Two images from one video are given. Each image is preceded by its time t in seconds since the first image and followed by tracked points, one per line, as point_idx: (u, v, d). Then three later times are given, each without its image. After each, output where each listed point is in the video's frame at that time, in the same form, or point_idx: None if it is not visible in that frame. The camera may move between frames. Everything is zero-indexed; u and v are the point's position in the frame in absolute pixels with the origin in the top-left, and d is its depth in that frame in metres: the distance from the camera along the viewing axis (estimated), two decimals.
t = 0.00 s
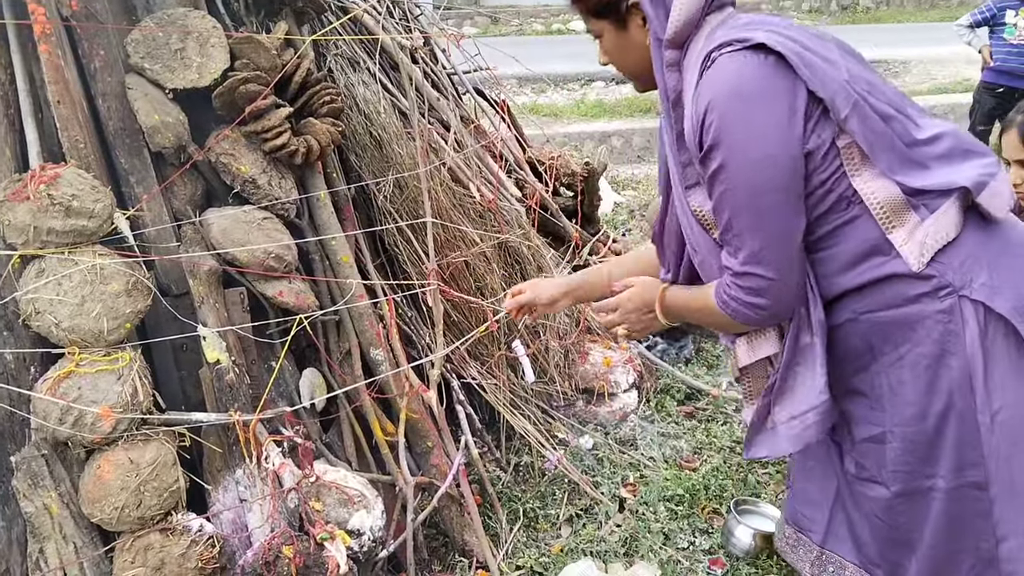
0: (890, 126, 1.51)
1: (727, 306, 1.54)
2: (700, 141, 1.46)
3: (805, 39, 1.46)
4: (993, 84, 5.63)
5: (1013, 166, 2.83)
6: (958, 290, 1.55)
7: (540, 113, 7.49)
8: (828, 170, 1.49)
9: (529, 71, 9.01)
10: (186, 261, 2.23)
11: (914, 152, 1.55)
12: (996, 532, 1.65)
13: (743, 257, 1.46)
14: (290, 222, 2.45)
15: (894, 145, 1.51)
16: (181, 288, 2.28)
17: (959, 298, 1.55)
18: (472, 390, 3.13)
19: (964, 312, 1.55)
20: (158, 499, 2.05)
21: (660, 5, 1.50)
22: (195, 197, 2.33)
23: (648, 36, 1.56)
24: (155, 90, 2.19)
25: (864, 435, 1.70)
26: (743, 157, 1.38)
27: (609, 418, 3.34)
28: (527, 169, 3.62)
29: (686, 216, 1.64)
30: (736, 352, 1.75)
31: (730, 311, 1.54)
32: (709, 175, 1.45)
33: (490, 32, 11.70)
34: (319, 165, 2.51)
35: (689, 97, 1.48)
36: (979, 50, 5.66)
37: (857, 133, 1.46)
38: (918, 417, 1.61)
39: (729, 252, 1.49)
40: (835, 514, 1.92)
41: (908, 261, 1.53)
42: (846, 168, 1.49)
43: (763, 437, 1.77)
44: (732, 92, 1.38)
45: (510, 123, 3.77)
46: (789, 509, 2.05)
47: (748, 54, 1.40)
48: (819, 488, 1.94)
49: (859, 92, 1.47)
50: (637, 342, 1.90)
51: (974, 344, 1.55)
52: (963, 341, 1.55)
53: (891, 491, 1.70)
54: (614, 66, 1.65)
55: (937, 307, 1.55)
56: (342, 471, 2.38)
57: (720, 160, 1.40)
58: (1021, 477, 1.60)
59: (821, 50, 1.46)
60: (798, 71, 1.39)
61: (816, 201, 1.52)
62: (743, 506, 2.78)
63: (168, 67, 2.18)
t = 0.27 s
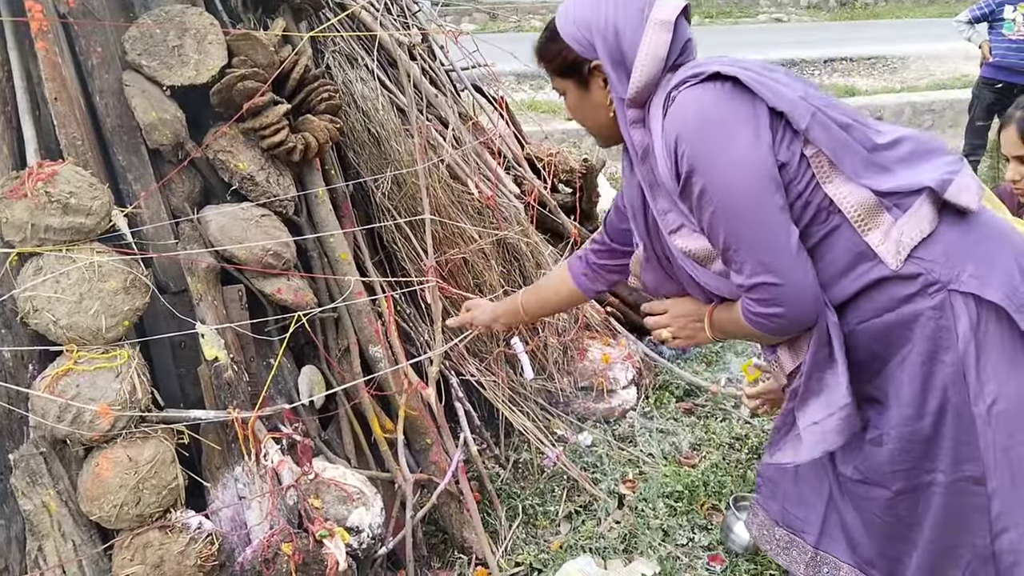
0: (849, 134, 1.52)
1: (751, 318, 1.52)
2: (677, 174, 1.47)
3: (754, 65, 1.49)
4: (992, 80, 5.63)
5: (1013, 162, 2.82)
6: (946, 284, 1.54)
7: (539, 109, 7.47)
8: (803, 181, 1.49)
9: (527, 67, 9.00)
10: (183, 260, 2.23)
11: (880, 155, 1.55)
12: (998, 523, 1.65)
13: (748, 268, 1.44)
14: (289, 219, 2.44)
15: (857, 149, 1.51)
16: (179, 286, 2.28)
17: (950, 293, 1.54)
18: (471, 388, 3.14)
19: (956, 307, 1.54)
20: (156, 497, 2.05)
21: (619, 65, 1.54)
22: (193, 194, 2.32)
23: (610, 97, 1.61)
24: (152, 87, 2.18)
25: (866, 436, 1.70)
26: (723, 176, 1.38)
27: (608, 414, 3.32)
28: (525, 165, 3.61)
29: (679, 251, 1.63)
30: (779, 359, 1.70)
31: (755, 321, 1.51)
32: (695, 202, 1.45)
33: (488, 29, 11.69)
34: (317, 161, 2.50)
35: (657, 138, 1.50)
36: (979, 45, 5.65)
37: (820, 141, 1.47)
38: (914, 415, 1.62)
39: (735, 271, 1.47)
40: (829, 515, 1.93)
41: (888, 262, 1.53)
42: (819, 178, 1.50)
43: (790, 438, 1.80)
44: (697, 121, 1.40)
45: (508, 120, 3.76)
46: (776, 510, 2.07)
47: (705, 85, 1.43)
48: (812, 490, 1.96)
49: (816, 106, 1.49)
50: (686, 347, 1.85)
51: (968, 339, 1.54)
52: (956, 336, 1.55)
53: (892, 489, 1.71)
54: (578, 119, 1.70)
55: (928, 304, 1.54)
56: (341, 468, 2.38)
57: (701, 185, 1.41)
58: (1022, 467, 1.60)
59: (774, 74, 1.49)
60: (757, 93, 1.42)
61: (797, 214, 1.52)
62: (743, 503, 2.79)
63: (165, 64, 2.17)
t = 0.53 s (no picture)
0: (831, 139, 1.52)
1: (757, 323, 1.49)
2: (668, 188, 1.46)
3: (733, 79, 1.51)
4: (990, 76, 5.63)
5: (1013, 159, 2.82)
6: (940, 278, 1.53)
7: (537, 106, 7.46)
8: (791, 186, 1.49)
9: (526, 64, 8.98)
10: (181, 257, 2.23)
11: (864, 158, 1.55)
12: (997, 516, 1.62)
13: (748, 272, 1.42)
14: (287, 216, 2.44)
15: (841, 151, 1.51)
16: (177, 283, 2.28)
17: (944, 286, 1.53)
18: (470, 386, 3.14)
19: (951, 301, 1.54)
20: (155, 495, 2.04)
21: (605, 90, 1.54)
22: (191, 192, 2.32)
23: (597, 122, 1.61)
24: (150, 84, 2.18)
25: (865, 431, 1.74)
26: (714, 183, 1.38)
27: (608, 411, 3.32)
28: (524, 162, 3.60)
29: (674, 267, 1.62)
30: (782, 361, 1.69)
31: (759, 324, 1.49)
32: (689, 213, 1.44)
33: (486, 26, 11.67)
34: (315, 158, 2.49)
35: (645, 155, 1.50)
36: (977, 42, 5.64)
37: (805, 146, 1.47)
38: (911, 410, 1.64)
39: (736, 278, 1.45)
40: (827, 507, 2.03)
41: (880, 260, 1.53)
42: (806, 182, 1.50)
43: (812, 446, 1.75)
44: (684, 134, 1.40)
45: (506, 117, 3.76)
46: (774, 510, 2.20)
47: (688, 100, 1.43)
48: (810, 487, 2.07)
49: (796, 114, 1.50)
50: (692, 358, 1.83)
51: (962, 332, 1.54)
52: (951, 329, 1.55)
53: (893, 485, 1.75)
54: (565, 145, 1.71)
55: (923, 299, 1.54)
56: (340, 466, 2.38)
57: (693, 194, 1.40)
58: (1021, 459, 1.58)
59: (754, 86, 1.50)
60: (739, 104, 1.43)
61: (788, 219, 1.53)
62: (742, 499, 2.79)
63: (163, 61, 2.17)
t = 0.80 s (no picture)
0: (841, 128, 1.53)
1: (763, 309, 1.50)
2: (675, 173, 1.46)
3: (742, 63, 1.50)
4: (989, 73, 5.62)
5: (1013, 156, 2.81)
6: (945, 271, 1.53)
7: (535, 103, 7.45)
8: (799, 173, 1.49)
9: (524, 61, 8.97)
10: (179, 255, 2.21)
11: (872, 147, 1.56)
12: (994, 509, 1.62)
13: (754, 259, 1.41)
14: (285, 214, 2.43)
15: (849, 140, 1.52)
16: (175, 281, 2.28)
17: (949, 279, 1.53)
18: (469, 383, 3.14)
19: (956, 293, 1.53)
20: (153, 493, 2.04)
21: (611, 66, 1.53)
22: (189, 190, 2.32)
23: (602, 99, 1.60)
24: (147, 82, 2.17)
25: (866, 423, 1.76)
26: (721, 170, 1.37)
27: (607, 408, 3.31)
28: (522, 159, 3.60)
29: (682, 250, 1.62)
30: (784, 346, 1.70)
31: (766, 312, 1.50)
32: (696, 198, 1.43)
33: (484, 23, 11.65)
34: (313, 156, 2.49)
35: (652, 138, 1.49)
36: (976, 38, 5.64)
37: (814, 133, 1.47)
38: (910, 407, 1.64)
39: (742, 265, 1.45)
40: (825, 504, 2.02)
41: (887, 251, 1.53)
42: (813, 170, 1.50)
43: (784, 421, 1.81)
44: (693, 115, 1.39)
45: (505, 114, 3.75)
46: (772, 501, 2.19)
47: (697, 82, 1.43)
48: (812, 482, 2.06)
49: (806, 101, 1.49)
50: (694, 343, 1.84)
51: (966, 324, 1.53)
52: (955, 322, 1.54)
53: (892, 478, 1.75)
54: (568, 126, 1.71)
55: (928, 291, 1.54)
56: (338, 463, 2.38)
57: (700, 179, 1.39)
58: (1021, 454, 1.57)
59: (764, 71, 1.50)
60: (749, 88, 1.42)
61: (794, 206, 1.53)
62: (740, 496, 2.80)
63: (160, 59, 2.16)
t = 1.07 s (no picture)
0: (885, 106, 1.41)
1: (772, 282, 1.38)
2: (708, 133, 1.32)
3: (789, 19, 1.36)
4: (986, 70, 5.62)
5: (1011, 153, 2.81)
6: (971, 265, 1.44)
7: (532, 101, 7.44)
8: (837, 148, 1.36)
9: (520, 59, 8.97)
10: (175, 252, 2.20)
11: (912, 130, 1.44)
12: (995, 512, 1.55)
13: (782, 233, 1.29)
14: (282, 211, 2.42)
15: (891, 119, 1.39)
16: (172, 279, 2.27)
17: (974, 274, 1.44)
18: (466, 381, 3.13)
19: (977, 289, 1.44)
20: (151, 491, 2.04)
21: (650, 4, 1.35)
22: (185, 187, 2.31)
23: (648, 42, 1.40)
24: (143, 79, 2.16)
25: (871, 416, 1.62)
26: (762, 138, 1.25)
27: (604, 406, 3.32)
28: (519, 157, 3.59)
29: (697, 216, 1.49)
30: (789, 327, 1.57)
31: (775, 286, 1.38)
32: (728, 163, 1.30)
33: (481, 20, 11.63)
34: (310, 153, 2.48)
35: (685, 93, 1.34)
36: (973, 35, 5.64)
37: (858, 107, 1.33)
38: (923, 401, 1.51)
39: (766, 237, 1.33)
40: (838, 503, 1.84)
41: (916, 239, 1.42)
42: (851, 147, 1.37)
43: (797, 409, 1.65)
44: (736, 74, 1.26)
45: (501, 111, 3.74)
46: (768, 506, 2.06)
47: (742, 37, 1.28)
48: (821, 479, 1.87)
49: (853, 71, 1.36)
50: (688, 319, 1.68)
51: (984, 321, 1.45)
52: (974, 318, 1.45)
53: (898, 475, 1.61)
54: (605, 87, 1.48)
55: (950, 284, 1.44)
56: (335, 461, 2.39)
57: (737, 143, 1.26)
58: None
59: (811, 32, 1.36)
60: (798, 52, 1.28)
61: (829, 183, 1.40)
62: (738, 494, 2.80)
63: (156, 55, 2.16)
